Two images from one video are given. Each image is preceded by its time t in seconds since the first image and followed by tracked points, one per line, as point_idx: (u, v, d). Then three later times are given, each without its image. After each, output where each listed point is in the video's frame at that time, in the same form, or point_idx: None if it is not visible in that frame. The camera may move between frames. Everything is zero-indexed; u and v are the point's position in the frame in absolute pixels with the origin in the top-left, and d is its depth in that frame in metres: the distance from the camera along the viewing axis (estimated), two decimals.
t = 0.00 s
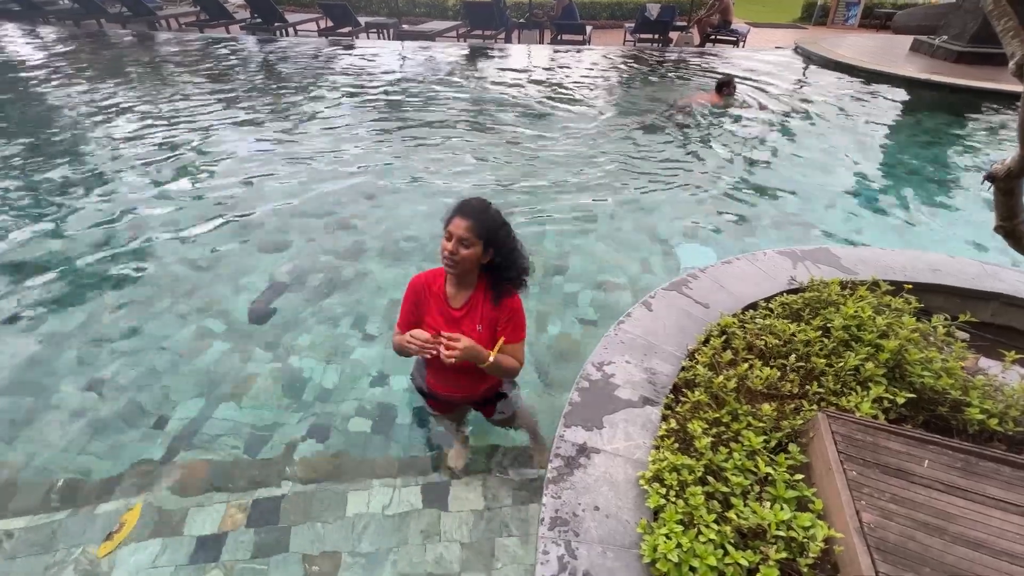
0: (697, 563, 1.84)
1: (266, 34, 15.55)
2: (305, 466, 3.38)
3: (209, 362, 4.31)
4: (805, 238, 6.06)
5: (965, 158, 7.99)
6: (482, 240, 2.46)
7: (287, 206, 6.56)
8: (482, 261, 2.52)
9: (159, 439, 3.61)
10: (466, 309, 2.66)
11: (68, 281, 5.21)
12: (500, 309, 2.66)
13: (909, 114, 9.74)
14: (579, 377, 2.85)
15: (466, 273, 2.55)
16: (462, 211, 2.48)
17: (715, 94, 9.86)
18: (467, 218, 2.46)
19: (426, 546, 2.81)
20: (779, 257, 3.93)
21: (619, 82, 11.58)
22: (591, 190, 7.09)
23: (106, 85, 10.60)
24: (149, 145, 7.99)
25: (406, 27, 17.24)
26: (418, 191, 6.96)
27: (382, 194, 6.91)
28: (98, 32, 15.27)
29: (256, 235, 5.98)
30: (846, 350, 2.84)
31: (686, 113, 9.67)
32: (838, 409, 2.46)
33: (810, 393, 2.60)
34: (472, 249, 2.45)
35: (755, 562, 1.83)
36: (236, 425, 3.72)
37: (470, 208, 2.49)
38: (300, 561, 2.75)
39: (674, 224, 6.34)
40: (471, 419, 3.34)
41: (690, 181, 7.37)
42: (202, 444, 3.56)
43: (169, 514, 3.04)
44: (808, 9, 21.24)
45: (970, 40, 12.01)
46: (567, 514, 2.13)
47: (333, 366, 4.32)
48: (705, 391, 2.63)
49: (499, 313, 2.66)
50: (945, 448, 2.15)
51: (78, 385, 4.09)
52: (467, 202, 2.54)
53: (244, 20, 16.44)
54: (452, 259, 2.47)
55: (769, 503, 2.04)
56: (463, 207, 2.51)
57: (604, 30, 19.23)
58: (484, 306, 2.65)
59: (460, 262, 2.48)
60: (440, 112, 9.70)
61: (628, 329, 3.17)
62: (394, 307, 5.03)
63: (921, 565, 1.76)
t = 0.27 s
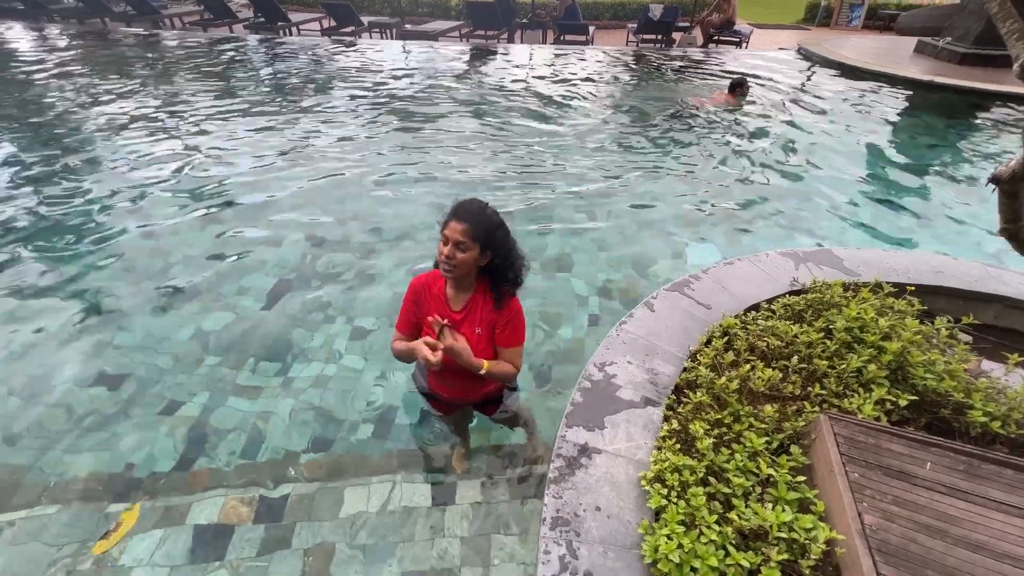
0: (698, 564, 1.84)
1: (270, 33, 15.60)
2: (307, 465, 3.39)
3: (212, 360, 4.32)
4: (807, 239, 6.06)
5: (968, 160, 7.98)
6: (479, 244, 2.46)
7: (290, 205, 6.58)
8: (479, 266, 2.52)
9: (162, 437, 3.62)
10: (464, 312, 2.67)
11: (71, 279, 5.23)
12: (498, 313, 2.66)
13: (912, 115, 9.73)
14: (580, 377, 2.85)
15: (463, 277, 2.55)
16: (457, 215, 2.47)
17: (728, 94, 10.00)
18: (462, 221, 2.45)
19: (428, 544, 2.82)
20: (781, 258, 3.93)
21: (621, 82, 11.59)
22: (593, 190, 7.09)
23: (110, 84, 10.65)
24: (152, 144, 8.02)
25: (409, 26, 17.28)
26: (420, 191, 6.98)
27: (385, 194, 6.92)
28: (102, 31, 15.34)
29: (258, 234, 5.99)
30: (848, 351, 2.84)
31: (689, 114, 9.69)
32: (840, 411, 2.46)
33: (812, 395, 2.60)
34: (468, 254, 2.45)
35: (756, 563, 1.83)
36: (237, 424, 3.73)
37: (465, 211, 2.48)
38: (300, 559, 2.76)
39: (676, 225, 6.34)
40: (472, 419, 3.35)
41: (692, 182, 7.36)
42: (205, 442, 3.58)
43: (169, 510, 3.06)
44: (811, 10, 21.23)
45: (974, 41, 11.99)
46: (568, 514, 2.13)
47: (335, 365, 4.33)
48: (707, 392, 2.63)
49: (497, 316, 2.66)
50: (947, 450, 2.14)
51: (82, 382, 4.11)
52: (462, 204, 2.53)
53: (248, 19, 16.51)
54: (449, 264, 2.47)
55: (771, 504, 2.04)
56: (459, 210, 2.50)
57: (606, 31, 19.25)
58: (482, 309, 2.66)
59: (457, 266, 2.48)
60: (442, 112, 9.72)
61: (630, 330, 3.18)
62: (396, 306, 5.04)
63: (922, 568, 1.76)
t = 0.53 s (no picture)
0: (701, 565, 1.84)
1: (273, 32, 15.63)
2: (309, 464, 3.39)
3: (215, 359, 4.33)
4: (810, 240, 6.04)
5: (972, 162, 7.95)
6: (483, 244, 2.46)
7: (292, 204, 6.60)
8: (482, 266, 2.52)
9: (165, 434, 3.64)
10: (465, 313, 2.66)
11: (74, 276, 5.25)
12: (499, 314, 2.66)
13: (917, 116, 9.69)
14: (583, 377, 2.85)
15: (465, 277, 2.55)
16: (460, 214, 2.47)
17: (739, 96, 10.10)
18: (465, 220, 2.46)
19: (431, 544, 2.82)
20: (785, 259, 3.92)
21: (624, 83, 11.58)
22: (595, 190, 7.09)
23: (114, 83, 10.69)
24: (155, 143, 8.05)
25: (413, 26, 17.28)
26: (422, 190, 6.98)
27: (387, 193, 6.93)
28: (107, 30, 15.40)
29: (261, 233, 6.00)
30: (852, 353, 2.83)
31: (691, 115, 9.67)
32: (843, 413, 2.46)
33: (815, 396, 2.59)
34: (471, 254, 2.45)
35: (759, 565, 1.83)
36: (240, 422, 3.74)
37: (468, 211, 2.48)
38: (302, 558, 2.76)
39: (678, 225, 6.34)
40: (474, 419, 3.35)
41: (694, 183, 7.34)
42: (208, 440, 3.59)
43: (174, 508, 3.06)
44: (815, 11, 21.17)
45: (979, 42, 11.95)
46: (570, 514, 2.13)
47: (337, 364, 4.34)
48: (709, 393, 2.62)
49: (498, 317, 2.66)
50: (951, 453, 2.14)
51: (85, 379, 4.12)
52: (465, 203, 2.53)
53: (251, 19, 16.55)
54: (452, 264, 2.47)
55: (774, 506, 2.04)
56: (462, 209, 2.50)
57: (609, 31, 19.24)
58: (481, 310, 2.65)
59: (459, 266, 2.48)
60: (444, 112, 9.71)
61: (633, 330, 3.17)
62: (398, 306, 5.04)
63: (926, 570, 1.75)
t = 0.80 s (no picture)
0: (703, 565, 1.84)
1: (276, 32, 15.67)
2: (311, 463, 3.39)
3: (218, 358, 4.34)
4: (813, 242, 6.03)
5: (976, 164, 7.93)
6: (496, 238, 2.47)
7: (295, 204, 6.61)
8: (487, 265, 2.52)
9: (168, 432, 3.65)
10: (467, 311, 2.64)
11: (78, 275, 5.27)
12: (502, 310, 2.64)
13: (920, 117, 9.68)
14: (585, 377, 2.85)
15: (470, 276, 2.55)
16: (469, 212, 2.48)
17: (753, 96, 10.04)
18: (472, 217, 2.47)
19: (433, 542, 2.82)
20: (787, 260, 3.91)
21: (627, 83, 11.58)
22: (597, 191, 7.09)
23: (118, 82, 10.73)
24: (159, 142, 8.07)
25: (415, 26, 17.30)
26: (425, 190, 6.99)
27: (389, 193, 6.94)
28: (111, 30, 15.46)
29: (264, 233, 6.02)
30: (854, 354, 2.82)
31: (694, 116, 9.67)
32: (846, 414, 2.46)
33: (817, 398, 2.59)
34: (477, 252, 2.46)
35: (760, 565, 1.83)
36: (242, 421, 3.75)
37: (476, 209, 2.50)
38: (303, 554, 2.76)
39: (680, 226, 6.33)
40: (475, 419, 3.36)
41: (696, 184, 7.34)
42: (210, 438, 3.60)
43: (176, 507, 3.06)
44: (818, 12, 21.14)
45: (983, 44, 11.93)
46: (572, 514, 2.13)
47: (339, 363, 4.35)
48: (711, 394, 2.62)
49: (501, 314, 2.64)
50: (953, 454, 2.13)
51: (89, 378, 4.14)
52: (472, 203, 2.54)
53: (255, 19, 16.59)
54: (459, 261, 2.47)
55: (776, 507, 2.03)
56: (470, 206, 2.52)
57: (611, 32, 19.24)
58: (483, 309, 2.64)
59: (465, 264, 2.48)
60: (447, 112, 9.72)
61: (635, 331, 3.18)
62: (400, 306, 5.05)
63: (929, 572, 1.75)
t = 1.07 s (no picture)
0: (703, 566, 1.85)
1: (278, 33, 15.69)
2: (312, 463, 3.40)
3: (218, 358, 4.35)
4: (813, 243, 6.03)
5: (976, 165, 7.93)
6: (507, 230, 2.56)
7: (296, 204, 6.62)
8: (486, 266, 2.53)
9: (168, 432, 3.66)
10: (468, 313, 2.63)
11: (79, 275, 5.29)
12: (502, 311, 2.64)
13: (921, 119, 9.68)
14: (585, 378, 2.85)
15: (468, 279, 2.55)
16: (464, 215, 2.52)
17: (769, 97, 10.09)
18: (468, 221, 2.50)
19: (432, 542, 2.83)
20: (788, 262, 3.91)
21: (628, 84, 11.58)
22: (598, 192, 7.09)
23: (120, 82, 10.75)
24: (160, 142, 8.09)
25: (417, 27, 17.31)
26: (426, 191, 7.00)
27: (390, 193, 6.95)
28: (113, 30, 15.47)
29: (265, 233, 6.03)
30: (855, 356, 2.83)
31: (694, 117, 9.67)
32: (846, 415, 2.46)
33: (818, 399, 2.59)
34: (475, 254, 2.47)
35: (760, 565, 1.83)
36: (243, 420, 3.76)
37: (472, 213, 2.53)
38: (304, 555, 2.77)
39: (681, 227, 6.33)
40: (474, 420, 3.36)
41: (697, 185, 7.34)
42: (211, 438, 3.61)
43: (177, 504, 3.08)
44: (820, 14, 21.15)
45: (984, 46, 11.94)
46: (572, 514, 2.14)
47: (340, 363, 4.36)
48: (712, 395, 2.62)
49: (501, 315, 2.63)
50: (954, 455, 2.13)
51: (90, 377, 4.15)
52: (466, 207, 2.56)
53: (256, 19, 16.62)
54: (457, 265, 2.47)
55: (777, 507, 2.04)
56: (465, 211, 2.54)
57: (613, 33, 19.24)
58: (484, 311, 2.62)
59: (463, 268, 2.48)
60: (448, 113, 9.73)
61: (636, 331, 3.18)
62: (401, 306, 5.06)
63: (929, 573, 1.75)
